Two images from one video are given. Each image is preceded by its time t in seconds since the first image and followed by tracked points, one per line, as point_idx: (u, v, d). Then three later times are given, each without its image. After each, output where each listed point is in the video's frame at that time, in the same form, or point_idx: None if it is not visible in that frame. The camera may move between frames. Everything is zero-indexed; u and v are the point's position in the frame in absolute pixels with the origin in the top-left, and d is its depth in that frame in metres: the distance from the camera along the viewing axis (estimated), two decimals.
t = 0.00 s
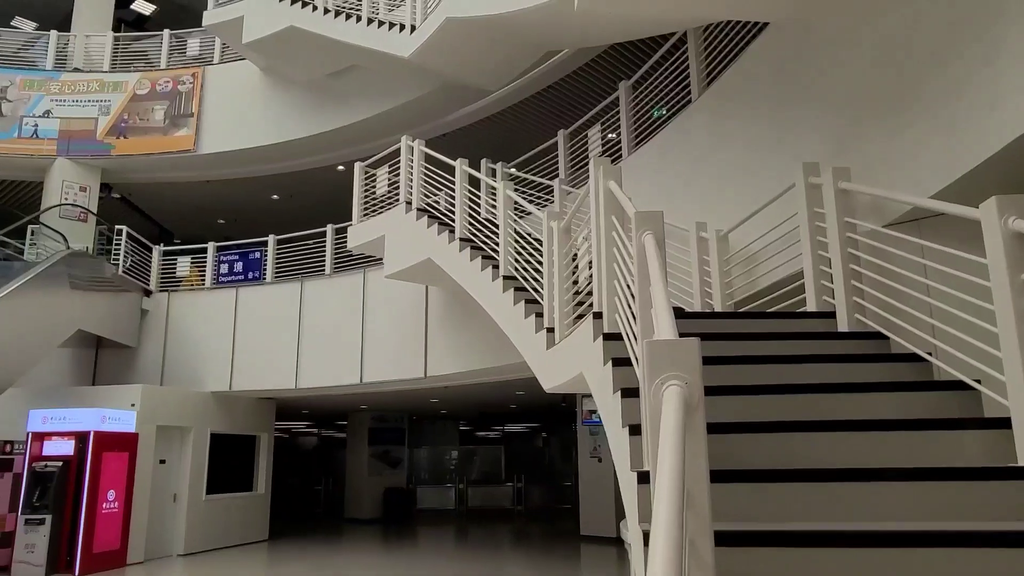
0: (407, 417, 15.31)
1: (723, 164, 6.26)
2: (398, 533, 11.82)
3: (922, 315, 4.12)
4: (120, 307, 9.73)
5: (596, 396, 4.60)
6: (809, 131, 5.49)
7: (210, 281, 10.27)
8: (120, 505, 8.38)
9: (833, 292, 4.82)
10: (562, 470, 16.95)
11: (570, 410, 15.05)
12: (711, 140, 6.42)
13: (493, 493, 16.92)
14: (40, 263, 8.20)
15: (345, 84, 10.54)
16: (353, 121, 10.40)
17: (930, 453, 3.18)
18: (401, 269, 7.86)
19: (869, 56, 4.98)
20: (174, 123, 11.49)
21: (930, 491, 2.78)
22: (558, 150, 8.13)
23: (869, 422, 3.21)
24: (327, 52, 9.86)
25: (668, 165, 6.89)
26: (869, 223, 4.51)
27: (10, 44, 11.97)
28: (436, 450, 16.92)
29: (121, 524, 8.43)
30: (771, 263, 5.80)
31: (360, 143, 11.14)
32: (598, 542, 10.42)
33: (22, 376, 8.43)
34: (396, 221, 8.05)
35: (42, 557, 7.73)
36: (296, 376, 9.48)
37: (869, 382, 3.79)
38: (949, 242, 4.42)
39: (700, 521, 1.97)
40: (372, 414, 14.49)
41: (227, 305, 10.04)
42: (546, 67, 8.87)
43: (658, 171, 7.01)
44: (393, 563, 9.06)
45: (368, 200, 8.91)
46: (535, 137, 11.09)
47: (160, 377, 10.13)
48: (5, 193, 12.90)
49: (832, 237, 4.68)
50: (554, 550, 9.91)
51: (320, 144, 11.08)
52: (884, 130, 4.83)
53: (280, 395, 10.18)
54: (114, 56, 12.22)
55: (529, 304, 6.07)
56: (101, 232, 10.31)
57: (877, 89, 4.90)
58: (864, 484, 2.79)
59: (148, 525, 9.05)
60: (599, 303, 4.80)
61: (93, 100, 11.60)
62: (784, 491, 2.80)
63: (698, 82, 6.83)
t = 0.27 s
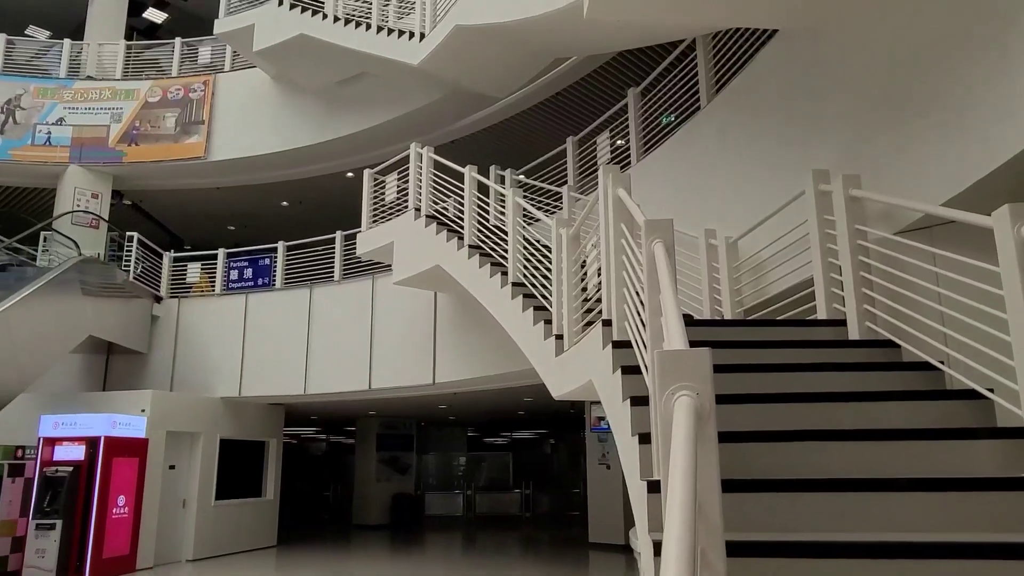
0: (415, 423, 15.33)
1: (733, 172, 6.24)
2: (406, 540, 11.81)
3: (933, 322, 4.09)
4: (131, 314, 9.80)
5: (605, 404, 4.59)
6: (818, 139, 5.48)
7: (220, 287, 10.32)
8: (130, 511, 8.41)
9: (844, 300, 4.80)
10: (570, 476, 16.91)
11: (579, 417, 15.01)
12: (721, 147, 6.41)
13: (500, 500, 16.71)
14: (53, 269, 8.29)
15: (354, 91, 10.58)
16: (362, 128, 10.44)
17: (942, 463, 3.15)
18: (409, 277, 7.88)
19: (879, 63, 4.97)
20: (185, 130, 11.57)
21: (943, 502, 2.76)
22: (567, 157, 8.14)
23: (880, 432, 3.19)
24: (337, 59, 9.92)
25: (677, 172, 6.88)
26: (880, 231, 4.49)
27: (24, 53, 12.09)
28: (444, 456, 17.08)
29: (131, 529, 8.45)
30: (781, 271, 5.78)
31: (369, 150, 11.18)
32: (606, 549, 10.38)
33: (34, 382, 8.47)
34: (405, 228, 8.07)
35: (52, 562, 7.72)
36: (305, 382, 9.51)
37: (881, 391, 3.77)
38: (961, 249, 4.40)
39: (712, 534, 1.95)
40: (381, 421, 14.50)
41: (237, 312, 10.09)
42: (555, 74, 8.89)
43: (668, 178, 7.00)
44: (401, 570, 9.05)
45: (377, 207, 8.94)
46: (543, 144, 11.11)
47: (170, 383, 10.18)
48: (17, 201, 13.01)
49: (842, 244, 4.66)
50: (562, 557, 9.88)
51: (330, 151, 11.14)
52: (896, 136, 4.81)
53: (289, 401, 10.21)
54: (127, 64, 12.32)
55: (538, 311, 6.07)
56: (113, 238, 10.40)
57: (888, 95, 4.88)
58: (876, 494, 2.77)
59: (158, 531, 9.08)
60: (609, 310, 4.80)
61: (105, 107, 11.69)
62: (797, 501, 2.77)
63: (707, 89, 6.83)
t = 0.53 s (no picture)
0: (428, 428, 15.35)
1: (749, 178, 6.22)
2: (419, 545, 11.82)
3: (952, 330, 4.05)
4: (148, 319, 9.91)
5: (621, 412, 4.57)
6: (835, 145, 5.45)
7: (236, 293, 10.39)
8: (146, 514, 8.46)
9: (861, 308, 4.77)
10: (584, 482, 16.85)
11: (593, 423, 14.97)
12: (736, 154, 6.39)
13: (514, 508, 16.64)
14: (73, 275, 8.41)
15: (370, 98, 10.64)
16: (377, 135, 10.51)
17: (963, 473, 3.12)
18: (424, 283, 7.90)
19: (896, 69, 4.94)
20: (202, 137, 11.68)
21: (964, 513, 2.72)
22: (581, 164, 8.14)
23: (899, 441, 3.16)
24: (352, 67, 9.99)
25: (692, 178, 6.87)
26: (897, 238, 4.46)
27: (45, 61, 12.27)
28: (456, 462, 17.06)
29: (147, 533, 8.50)
30: (798, 277, 5.74)
31: (384, 157, 11.24)
32: (620, 557, 10.33)
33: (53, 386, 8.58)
34: (419, 234, 8.10)
35: (70, 565, 7.78)
36: (320, 387, 9.56)
37: (899, 400, 3.74)
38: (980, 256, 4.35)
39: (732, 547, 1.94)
40: (394, 427, 14.54)
41: (252, 317, 10.16)
42: (569, 80, 8.91)
43: (682, 185, 6.98)
44: None
45: (392, 213, 8.98)
46: (558, 150, 11.11)
47: (187, 388, 10.26)
48: (38, 207, 13.20)
49: (859, 252, 4.63)
50: (576, 564, 9.84)
51: (345, 158, 11.21)
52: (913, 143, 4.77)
53: (304, 406, 10.26)
54: (146, 72, 12.45)
55: (552, 318, 6.07)
56: (131, 244, 10.52)
57: (905, 102, 4.85)
58: (896, 505, 2.74)
59: (174, 535, 9.14)
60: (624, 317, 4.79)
61: (124, 115, 11.83)
62: (816, 511, 2.74)
63: (722, 96, 6.81)
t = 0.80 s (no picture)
0: (444, 434, 15.34)
1: (768, 185, 6.19)
2: (434, 551, 11.81)
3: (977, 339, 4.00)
4: (168, 323, 10.02)
5: (639, 420, 4.56)
6: (855, 152, 5.41)
7: (254, 298, 10.47)
8: (165, 517, 8.54)
9: (882, 316, 4.71)
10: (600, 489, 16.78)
11: (609, 429, 14.90)
12: (755, 161, 6.36)
13: (530, 513, 16.92)
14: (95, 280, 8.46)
15: (387, 105, 10.70)
16: (395, 141, 10.56)
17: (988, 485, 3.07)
18: (441, 289, 7.92)
19: (918, 75, 4.89)
20: (222, 143, 11.80)
21: (990, 526, 2.68)
22: (598, 170, 8.13)
23: (923, 452, 3.12)
24: (370, 74, 10.05)
25: (710, 184, 6.84)
26: (919, 246, 4.41)
27: (69, 69, 12.45)
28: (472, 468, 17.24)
29: (166, 536, 8.57)
30: (817, 285, 5.70)
31: (401, 162, 11.30)
32: (636, 564, 10.27)
33: (74, 390, 8.67)
34: (436, 240, 8.13)
35: (90, 566, 7.83)
36: (337, 392, 9.60)
37: (922, 410, 3.69)
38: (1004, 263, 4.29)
39: (756, 560, 1.91)
40: (410, 432, 14.58)
41: (270, 322, 10.23)
42: (586, 87, 8.91)
43: (701, 191, 6.95)
44: None
45: (409, 219, 9.00)
46: (575, 156, 11.11)
47: (205, 392, 10.35)
48: (61, 213, 13.40)
49: (880, 259, 4.58)
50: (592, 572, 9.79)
51: (363, 164, 11.27)
52: (936, 149, 4.72)
53: (321, 410, 10.31)
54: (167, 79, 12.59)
55: (569, 324, 6.07)
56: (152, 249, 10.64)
57: (928, 108, 4.81)
58: (920, 517, 2.70)
59: (192, 538, 9.21)
60: (642, 325, 4.77)
61: (145, 122, 11.98)
62: (839, 523, 2.70)
63: (741, 102, 6.78)
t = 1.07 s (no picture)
0: (461, 438, 15.38)
1: (789, 190, 6.14)
2: (452, 556, 11.81)
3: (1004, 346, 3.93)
4: (189, 327, 10.14)
5: (659, 426, 4.53)
6: (878, 156, 5.35)
7: (274, 302, 10.55)
8: (186, 519, 8.62)
9: (906, 322, 4.65)
10: (617, 494, 16.69)
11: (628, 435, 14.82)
12: (775, 166, 6.31)
13: (548, 518, 16.78)
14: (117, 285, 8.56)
15: (407, 110, 10.75)
16: (414, 146, 10.61)
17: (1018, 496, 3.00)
18: (459, 294, 7.94)
19: (944, 78, 4.83)
20: (243, 149, 11.92)
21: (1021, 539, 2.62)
22: (617, 175, 8.10)
23: (950, 462, 3.06)
24: (390, 80, 10.11)
25: (730, 190, 6.79)
26: (944, 251, 4.34)
27: (94, 75, 12.62)
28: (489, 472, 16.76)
29: (186, 537, 8.65)
30: (839, 291, 5.63)
31: (420, 168, 11.34)
32: (655, 572, 10.18)
33: (97, 393, 8.76)
34: (455, 245, 8.14)
35: (112, 568, 7.92)
36: (355, 396, 9.65)
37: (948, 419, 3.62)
38: None
39: (783, 572, 1.89)
40: (427, 436, 14.61)
41: (290, 326, 10.30)
42: (605, 91, 8.89)
43: (720, 196, 6.91)
44: None
45: (428, 224, 9.03)
46: (593, 161, 11.09)
47: (226, 395, 10.44)
48: (85, 218, 13.62)
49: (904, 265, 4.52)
50: None
51: (382, 169, 11.34)
52: (962, 153, 4.65)
53: (339, 414, 10.35)
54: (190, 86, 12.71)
55: (588, 330, 6.05)
56: (174, 253, 10.77)
57: (954, 112, 4.74)
58: (948, 529, 2.64)
59: (212, 540, 9.28)
60: (662, 331, 4.75)
61: (168, 128, 12.13)
62: (865, 534, 2.66)
63: (761, 107, 6.74)
